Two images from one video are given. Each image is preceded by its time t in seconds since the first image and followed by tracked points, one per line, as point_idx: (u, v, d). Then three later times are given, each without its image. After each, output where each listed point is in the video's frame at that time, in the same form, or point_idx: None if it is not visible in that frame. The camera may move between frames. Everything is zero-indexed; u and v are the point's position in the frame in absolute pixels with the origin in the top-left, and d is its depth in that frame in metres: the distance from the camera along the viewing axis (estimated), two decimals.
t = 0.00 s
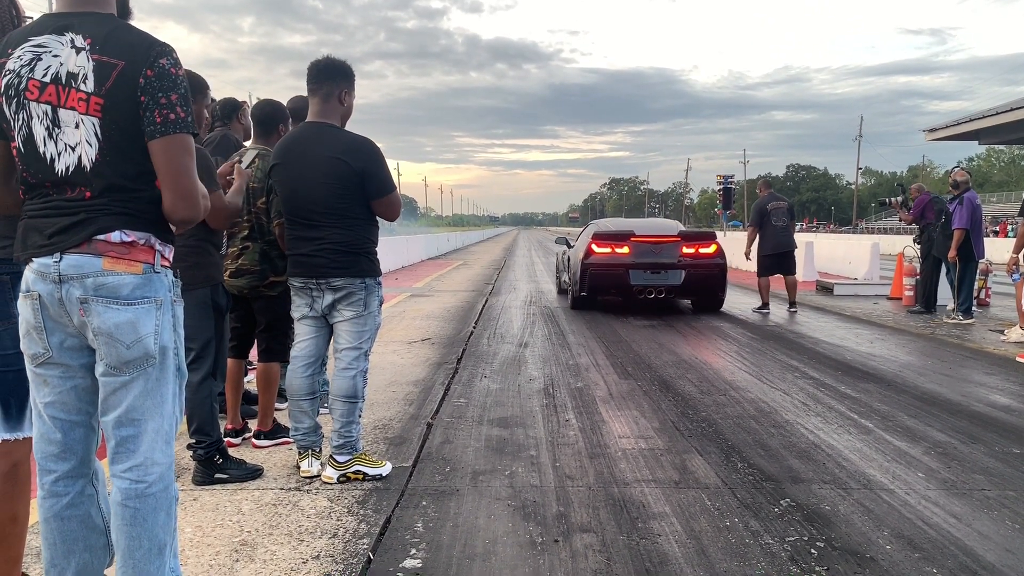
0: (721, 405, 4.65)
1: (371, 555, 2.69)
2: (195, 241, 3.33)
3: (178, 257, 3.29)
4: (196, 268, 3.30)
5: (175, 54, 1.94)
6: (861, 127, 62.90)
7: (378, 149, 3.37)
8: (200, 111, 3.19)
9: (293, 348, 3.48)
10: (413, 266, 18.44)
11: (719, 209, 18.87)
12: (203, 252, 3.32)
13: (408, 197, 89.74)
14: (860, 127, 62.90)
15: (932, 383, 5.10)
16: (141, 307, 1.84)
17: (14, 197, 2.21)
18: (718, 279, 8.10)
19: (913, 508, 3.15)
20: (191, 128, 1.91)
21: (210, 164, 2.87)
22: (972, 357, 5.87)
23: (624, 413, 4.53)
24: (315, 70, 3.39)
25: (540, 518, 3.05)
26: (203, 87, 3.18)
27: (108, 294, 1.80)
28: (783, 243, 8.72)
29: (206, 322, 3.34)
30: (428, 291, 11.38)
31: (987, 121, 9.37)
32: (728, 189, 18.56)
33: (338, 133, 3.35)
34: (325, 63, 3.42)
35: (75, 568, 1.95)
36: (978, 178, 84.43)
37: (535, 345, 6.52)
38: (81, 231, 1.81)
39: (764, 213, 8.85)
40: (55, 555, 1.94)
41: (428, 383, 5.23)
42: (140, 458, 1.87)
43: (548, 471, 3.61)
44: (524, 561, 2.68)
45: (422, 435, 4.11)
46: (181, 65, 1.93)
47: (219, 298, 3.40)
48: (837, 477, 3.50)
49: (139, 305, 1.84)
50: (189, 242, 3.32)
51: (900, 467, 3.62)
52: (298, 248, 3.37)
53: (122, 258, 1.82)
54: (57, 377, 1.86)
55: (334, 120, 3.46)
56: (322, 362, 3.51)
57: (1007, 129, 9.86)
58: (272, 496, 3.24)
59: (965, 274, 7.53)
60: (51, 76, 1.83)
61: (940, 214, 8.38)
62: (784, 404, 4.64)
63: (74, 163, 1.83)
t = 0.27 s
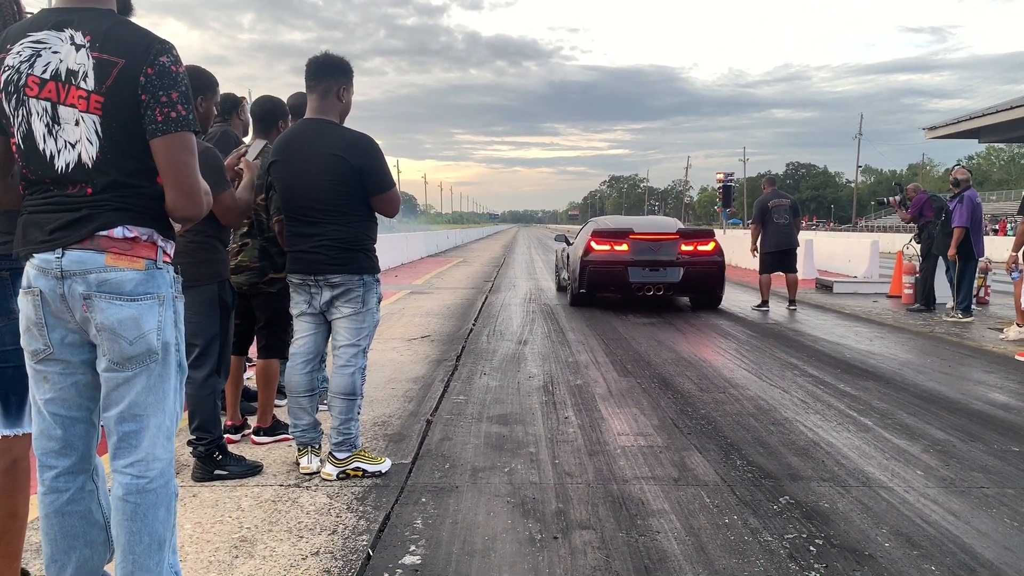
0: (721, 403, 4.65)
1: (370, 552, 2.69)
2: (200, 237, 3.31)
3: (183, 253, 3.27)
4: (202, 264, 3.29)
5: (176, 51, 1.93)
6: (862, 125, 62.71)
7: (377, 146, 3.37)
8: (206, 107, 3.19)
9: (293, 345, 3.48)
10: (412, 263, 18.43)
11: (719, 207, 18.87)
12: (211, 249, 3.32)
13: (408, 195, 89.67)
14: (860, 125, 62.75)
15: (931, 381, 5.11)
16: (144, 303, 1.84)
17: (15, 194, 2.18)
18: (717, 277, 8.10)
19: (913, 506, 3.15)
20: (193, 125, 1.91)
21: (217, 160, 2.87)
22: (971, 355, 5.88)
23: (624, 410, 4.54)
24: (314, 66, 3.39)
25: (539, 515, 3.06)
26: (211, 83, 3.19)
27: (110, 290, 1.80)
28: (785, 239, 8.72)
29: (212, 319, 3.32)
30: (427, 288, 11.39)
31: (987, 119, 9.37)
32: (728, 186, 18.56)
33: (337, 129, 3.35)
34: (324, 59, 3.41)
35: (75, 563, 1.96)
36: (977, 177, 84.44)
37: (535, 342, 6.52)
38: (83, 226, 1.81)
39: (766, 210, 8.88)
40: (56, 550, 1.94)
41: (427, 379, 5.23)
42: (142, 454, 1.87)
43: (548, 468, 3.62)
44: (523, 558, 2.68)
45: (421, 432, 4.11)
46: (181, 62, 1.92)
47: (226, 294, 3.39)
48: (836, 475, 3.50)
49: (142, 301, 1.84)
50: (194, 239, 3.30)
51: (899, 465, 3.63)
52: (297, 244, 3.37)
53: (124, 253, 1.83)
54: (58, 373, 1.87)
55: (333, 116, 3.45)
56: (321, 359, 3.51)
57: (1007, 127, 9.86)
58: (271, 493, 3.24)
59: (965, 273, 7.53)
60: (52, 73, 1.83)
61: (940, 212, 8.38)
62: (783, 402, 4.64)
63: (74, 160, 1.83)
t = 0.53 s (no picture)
0: (719, 402, 4.66)
1: (368, 550, 2.69)
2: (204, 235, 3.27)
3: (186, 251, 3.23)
4: (208, 263, 3.26)
5: (177, 48, 1.93)
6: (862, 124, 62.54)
7: (376, 144, 3.37)
8: (211, 104, 3.17)
9: (291, 343, 3.48)
10: (411, 261, 18.42)
11: (718, 206, 18.87)
12: (215, 247, 3.28)
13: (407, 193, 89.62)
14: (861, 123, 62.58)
15: (929, 380, 5.11)
16: (144, 302, 1.84)
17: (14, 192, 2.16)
18: (716, 276, 8.10)
19: (910, 505, 3.15)
20: (197, 122, 1.91)
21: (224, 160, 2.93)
22: (969, 355, 5.88)
23: (622, 409, 4.54)
24: (312, 64, 3.38)
25: (537, 514, 3.06)
26: (216, 80, 3.18)
27: (111, 288, 1.80)
28: (784, 240, 8.71)
29: (216, 318, 3.28)
30: (426, 286, 11.39)
31: (985, 118, 9.37)
32: (727, 185, 18.55)
33: (334, 128, 3.34)
34: (321, 58, 3.41)
35: (73, 562, 1.95)
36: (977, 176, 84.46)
37: (533, 341, 6.52)
38: (84, 225, 1.80)
39: (765, 209, 8.87)
40: (53, 548, 1.94)
41: (426, 378, 5.23)
42: (141, 452, 1.87)
43: (545, 466, 3.62)
44: (520, 557, 2.68)
45: (419, 431, 4.11)
46: (182, 59, 1.92)
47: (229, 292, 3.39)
48: (834, 474, 3.51)
49: (142, 300, 1.84)
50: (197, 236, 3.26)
51: (897, 464, 3.63)
52: (295, 243, 3.37)
53: (124, 252, 1.83)
54: (56, 371, 1.86)
55: (331, 114, 3.45)
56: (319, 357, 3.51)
57: (1006, 127, 9.85)
58: (269, 491, 3.24)
59: (964, 272, 7.54)
60: (53, 71, 1.82)
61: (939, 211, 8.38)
62: (781, 401, 4.65)
63: (75, 158, 1.82)
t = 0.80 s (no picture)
0: (718, 402, 4.66)
1: (367, 551, 2.69)
2: (208, 235, 3.25)
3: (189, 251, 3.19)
4: (213, 262, 3.23)
5: (178, 45, 1.92)
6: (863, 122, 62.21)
7: (377, 144, 3.37)
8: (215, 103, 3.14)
9: (291, 342, 3.47)
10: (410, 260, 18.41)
11: (717, 206, 18.88)
12: (220, 247, 3.25)
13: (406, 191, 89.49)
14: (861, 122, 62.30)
15: (928, 381, 5.11)
16: (145, 301, 1.84)
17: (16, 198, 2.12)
18: (715, 276, 8.10)
19: (909, 507, 3.15)
20: (209, 113, 1.95)
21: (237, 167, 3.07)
22: (967, 356, 5.89)
23: (621, 409, 4.54)
24: (312, 64, 3.38)
25: (536, 515, 3.05)
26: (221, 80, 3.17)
27: (111, 288, 1.79)
28: (784, 241, 8.72)
29: (218, 318, 3.27)
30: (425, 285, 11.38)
31: (985, 119, 9.38)
32: (727, 185, 18.55)
33: (334, 127, 3.33)
34: (321, 57, 3.40)
35: (70, 563, 1.94)
36: (975, 176, 84.60)
37: (533, 340, 6.52)
38: (86, 224, 1.79)
39: (764, 210, 8.87)
40: (51, 549, 1.93)
41: (425, 378, 5.23)
42: (140, 452, 1.86)
43: (545, 467, 3.61)
44: (520, 558, 2.68)
45: (419, 431, 4.10)
46: (184, 55, 1.92)
47: (232, 293, 3.37)
48: (833, 475, 3.51)
49: (143, 299, 1.83)
50: (201, 236, 3.23)
51: (896, 466, 3.63)
52: (295, 242, 3.36)
53: (125, 252, 1.82)
54: (56, 370, 1.86)
55: (331, 114, 3.44)
56: (319, 357, 3.50)
57: (1006, 128, 9.86)
58: (268, 491, 3.23)
59: (963, 273, 7.54)
60: (56, 73, 1.81)
61: (938, 213, 8.39)
62: (780, 402, 4.65)
63: (79, 160, 1.81)
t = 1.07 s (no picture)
0: (720, 404, 4.65)
1: (369, 551, 2.68)
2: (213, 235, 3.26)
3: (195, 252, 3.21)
4: (216, 263, 3.24)
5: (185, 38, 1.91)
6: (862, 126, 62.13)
7: (380, 145, 3.36)
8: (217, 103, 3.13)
9: (293, 343, 3.47)
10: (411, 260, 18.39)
11: (718, 207, 18.86)
12: (225, 247, 3.26)
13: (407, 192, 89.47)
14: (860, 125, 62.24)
15: (931, 383, 5.11)
16: (150, 301, 1.83)
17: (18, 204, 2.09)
18: (716, 277, 8.09)
19: (912, 509, 3.15)
20: (227, 97, 1.94)
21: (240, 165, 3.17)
22: (970, 358, 5.88)
23: (623, 410, 4.53)
24: (314, 64, 3.37)
25: (538, 516, 3.05)
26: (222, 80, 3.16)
27: (118, 287, 1.79)
28: (786, 243, 8.71)
29: (221, 318, 3.26)
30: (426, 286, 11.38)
31: (988, 121, 9.37)
32: (729, 186, 18.53)
33: (336, 128, 3.33)
34: (324, 58, 3.40)
35: (73, 562, 1.94)
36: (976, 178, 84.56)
37: (534, 341, 6.51)
38: (92, 224, 1.79)
39: (771, 212, 8.87)
40: (55, 547, 1.92)
41: (427, 378, 5.22)
42: (142, 452, 1.85)
43: (547, 468, 3.61)
44: (522, 558, 2.68)
45: (421, 431, 4.10)
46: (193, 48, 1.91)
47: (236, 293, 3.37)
48: (835, 477, 3.50)
49: (148, 299, 1.83)
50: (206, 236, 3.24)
51: (898, 468, 3.63)
52: (298, 242, 3.35)
53: (132, 251, 1.82)
54: (62, 369, 1.85)
55: (334, 114, 3.43)
56: (321, 358, 3.50)
57: (1009, 130, 9.85)
58: (270, 491, 3.23)
59: (966, 275, 7.53)
60: (63, 74, 1.81)
61: (941, 215, 8.38)
62: (782, 403, 4.64)
63: (87, 161, 1.81)
